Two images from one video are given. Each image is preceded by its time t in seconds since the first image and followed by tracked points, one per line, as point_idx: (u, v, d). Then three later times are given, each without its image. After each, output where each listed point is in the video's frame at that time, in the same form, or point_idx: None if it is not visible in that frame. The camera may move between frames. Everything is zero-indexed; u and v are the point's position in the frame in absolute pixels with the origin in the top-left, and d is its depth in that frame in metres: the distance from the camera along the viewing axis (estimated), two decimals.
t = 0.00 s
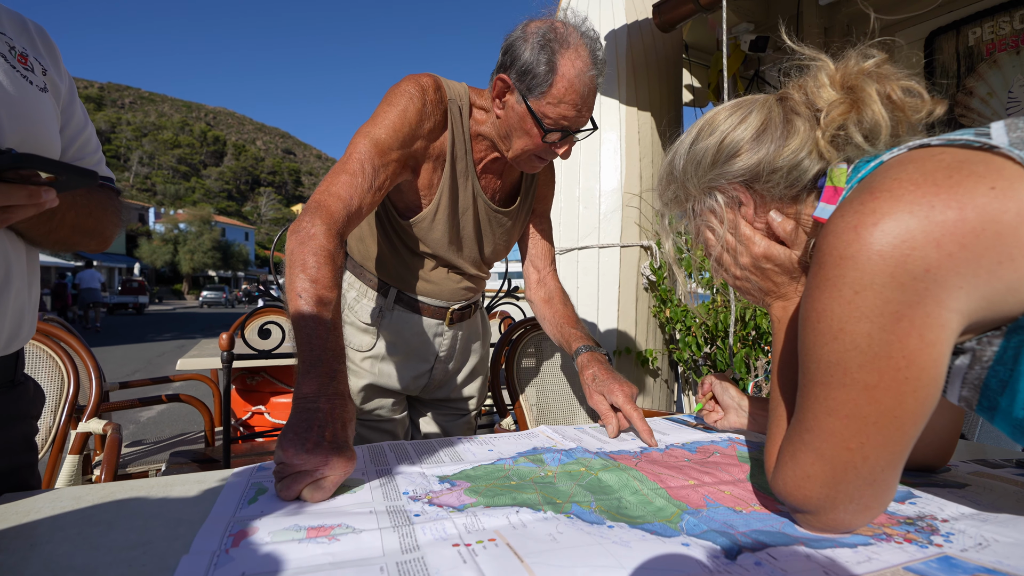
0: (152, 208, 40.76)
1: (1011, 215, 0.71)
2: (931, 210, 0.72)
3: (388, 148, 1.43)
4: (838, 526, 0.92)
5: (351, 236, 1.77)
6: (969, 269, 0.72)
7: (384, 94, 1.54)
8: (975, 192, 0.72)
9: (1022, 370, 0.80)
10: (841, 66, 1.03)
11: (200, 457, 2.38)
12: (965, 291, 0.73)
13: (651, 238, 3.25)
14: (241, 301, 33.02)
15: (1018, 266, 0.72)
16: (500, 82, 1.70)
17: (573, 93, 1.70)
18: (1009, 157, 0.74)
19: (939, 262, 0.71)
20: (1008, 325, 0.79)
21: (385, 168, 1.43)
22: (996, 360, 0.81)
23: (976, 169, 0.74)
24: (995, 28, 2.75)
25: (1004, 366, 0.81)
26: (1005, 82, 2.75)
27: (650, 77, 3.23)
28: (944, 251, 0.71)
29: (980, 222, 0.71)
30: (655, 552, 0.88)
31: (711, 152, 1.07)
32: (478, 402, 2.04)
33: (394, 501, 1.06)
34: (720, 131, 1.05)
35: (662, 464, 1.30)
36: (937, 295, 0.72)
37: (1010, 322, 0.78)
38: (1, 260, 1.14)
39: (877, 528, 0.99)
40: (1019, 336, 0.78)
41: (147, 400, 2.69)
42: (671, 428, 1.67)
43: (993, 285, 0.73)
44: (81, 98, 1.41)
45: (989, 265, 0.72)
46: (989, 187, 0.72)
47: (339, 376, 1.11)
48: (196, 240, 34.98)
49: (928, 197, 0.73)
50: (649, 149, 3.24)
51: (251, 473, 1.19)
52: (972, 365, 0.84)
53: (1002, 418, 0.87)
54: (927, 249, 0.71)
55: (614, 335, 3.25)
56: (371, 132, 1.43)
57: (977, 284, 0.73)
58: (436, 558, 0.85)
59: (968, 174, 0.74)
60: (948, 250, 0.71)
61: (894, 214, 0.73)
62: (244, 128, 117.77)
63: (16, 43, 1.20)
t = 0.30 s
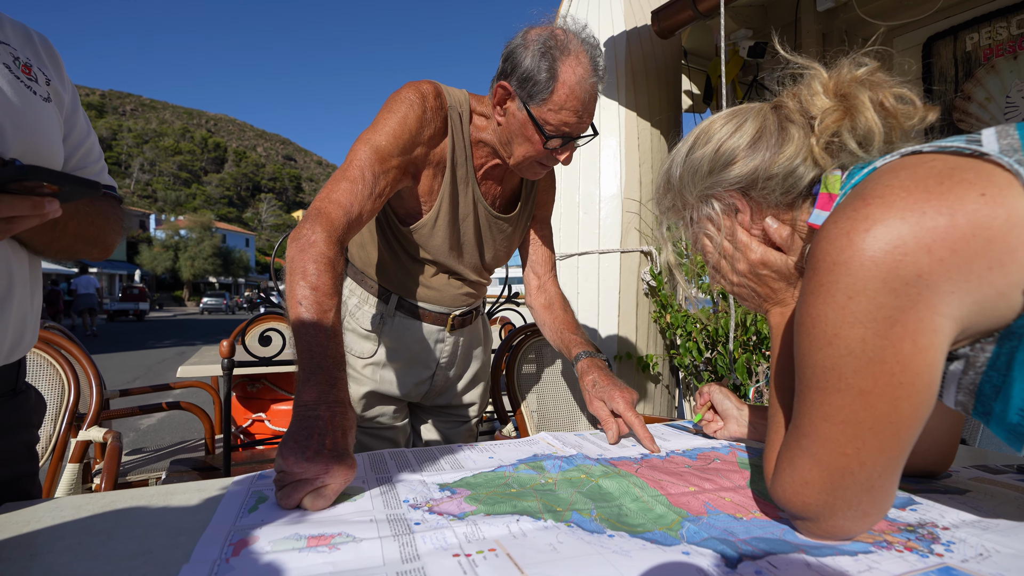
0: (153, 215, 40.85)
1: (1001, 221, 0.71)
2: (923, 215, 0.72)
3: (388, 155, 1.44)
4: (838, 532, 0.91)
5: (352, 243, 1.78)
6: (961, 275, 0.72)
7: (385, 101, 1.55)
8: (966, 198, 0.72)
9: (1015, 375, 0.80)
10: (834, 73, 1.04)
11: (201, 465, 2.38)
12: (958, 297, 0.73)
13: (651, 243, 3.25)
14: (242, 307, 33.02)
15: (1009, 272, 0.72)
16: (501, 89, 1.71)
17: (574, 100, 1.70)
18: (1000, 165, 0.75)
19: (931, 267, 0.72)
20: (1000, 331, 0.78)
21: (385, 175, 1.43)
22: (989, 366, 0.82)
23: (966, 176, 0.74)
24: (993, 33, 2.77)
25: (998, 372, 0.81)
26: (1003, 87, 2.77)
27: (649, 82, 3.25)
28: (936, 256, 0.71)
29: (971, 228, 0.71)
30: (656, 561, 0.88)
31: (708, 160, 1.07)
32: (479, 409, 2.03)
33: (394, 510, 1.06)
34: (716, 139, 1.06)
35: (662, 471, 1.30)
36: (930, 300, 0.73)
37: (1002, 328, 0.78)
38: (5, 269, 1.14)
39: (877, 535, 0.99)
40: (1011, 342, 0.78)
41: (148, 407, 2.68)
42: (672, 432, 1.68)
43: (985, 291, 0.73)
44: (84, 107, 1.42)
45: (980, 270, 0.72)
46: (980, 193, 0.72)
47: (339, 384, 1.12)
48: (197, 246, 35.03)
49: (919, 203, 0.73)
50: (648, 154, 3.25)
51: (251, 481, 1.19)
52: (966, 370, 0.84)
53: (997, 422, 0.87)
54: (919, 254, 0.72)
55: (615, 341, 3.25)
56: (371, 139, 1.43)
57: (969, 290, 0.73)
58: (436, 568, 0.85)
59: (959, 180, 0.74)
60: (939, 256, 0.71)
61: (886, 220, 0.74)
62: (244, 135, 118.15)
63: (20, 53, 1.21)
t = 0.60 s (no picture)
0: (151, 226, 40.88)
1: (982, 238, 0.74)
2: (908, 233, 0.74)
3: (388, 170, 1.46)
4: (833, 545, 0.92)
5: (352, 256, 1.79)
6: (946, 290, 0.74)
7: (386, 117, 1.57)
8: (949, 216, 0.74)
9: (1002, 389, 0.82)
10: (823, 92, 1.07)
11: (199, 478, 2.38)
12: (943, 312, 0.75)
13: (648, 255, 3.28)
14: (240, 318, 32.98)
15: (992, 287, 0.74)
16: (501, 105, 1.74)
17: (572, 116, 1.73)
18: (981, 183, 0.77)
19: (917, 283, 0.73)
20: (986, 346, 0.80)
21: (385, 190, 1.45)
22: (976, 380, 0.83)
23: (949, 194, 0.76)
24: (982, 48, 2.82)
25: (984, 386, 0.83)
26: (993, 100, 2.82)
27: (646, 96, 3.29)
28: (921, 273, 0.73)
29: (954, 245, 0.73)
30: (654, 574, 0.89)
31: (700, 176, 1.09)
32: (478, 421, 2.04)
33: (394, 523, 1.06)
34: (708, 156, 1.08)
35: (660, 483, 1.31)
36: (917, 315, 0.74)
37: (987, 342, 0.80)
38: (9, 287, 1.17)
39: (873, 547, 0.99)
40: (996, 356, 0.80)
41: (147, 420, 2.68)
42: (673, 445, 1.68)
43: (969, 306, 0.75)
44: (89, 124, 1.44)
45: (964, 286, 0.74)
46: (962, 211, 0.75)
47: (340, 398, 1.13)
48: (195, 258, 35.04)
49: (904, 221, 0.75)
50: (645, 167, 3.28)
51: (251, 495, 1.20)
52: (955, 384, 0.86)
53: (986, 435, 0.89)
54: (904, 271, 0.73)
55: (613, 352, 3.27)
56: (371, 155, 1.45)
57: (953, 305, 0.75)
58: None
59: (942, 199, 0.76)
60: (924, 272, 0.73)
61: (872, 237, 0.75)
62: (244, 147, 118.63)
63: (27, 73, 1.23)
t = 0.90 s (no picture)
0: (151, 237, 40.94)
1: (973, 251, 0.74)
2: (900, 245, 0.75)
3: (389, 182, 1.47)
4: (832, 556, 0.92)
5: (352, 268, 1.80)
6: (939, 302, 0.74)
7: (386, 130, 1.58)
8: (941, 229, 0.75)
9: (996, 400, 0.82)
10: (817, 106, 1.08)
11: (196, 491, 2.37)
12: (936, 323, 0.75)
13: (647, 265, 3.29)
14: (238, 329, 32.93)
15: (984, 299, 0.75)
16: (502, 119, 1.75)
17: (574, 129, 1.75)
18: (971, 197, 0.78)
19: (909, 295, 0.74)
20: (980, 357, 0.81)
21: (386, 203, 1.46)
22: (971, 391, 0.84)
23: (941, 207, 0.77)
24: (975, 60, 2.84)
25: (979, 397, 0.83)
26: (987, 112, 2.85)
27: (644, 107, 3.32)
28: (914, 284, 0.74)
29: (946, 257, 0.74)
30: None
31: (696, 188, 1.10)
32: (477, 432, 2.04)
33: (393, 535, 1.06)
34: (704, 168, 1.09)
35: (660, 494, 1.30)
36: (910, 327, 0.75)
37: (980, 353, 0.80)
38: (11, 300, 1.17)
39: (873, 558, 0.99)
40: (990, 367, 0.80)
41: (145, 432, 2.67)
42: (672, 456, 1.68)
43: (962, 317, 0.76)
44: (92, 140, 1.46)
45: (957, 297, 0.75)
46: (953, 224, 0.75)
47: (339, 409, 1.13)
48: (195, 268, 35.05)
49: (896, 234, 0.76)
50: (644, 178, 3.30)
51: (250, 508, 1.19)
52: (950, 396, 0.86)
53: (982, 445, 0.89)
54: (896, 283, 0.74)
55: (613, 362, 3.26)
56: (372, 167, 1.46)
57: (947, 316, 0.75)
58: None
59: (934, 212, 0.77)
60: (917, 284, 0.74)
61: (865, 249, 0.76)
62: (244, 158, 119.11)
63: (32, 91, 1.26)
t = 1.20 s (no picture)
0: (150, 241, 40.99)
1: (971, 254, 0.75)
2: (898, 249, 0.75)
3: (388, 187, 1.47)
4: (832, 561, 0.92)
5: (351, 272, 1.80)
6: (938, 306, 0.75)
7: (386, 135, 1.59)
8: (939, 233, 0.75)
9: (996, 404, 0.82)
10: (814, 111, 1.09)
11: (195, 495, 2.36)
12: (935, 327, 0.75)
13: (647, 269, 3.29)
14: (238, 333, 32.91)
15: (982, 303, 0.75)
16: (502, 123, 1.76)
17: (573, 133, 1.75)
18: (969, 201, 0.78)
19: (908, 299, 0.74)
20: (979, 361, 0.81)
21: (386, 207, 1.46)
22: (970, 395, 0.84)
23: (939, 211, 0.77)
24: (972, 65, 2.86)
25: (979, 400, 0.83)
26: (985, 116, 2.86)
27: (643, 112, 3.33)
28: (912, 288, 0.74)
29: (944, 261, 0.74)
30: None
31: (695, 193, 1.11)
32: (477, 436, 2.03)
33: (392, 540, 1.06)
34: (702, 172, 1.09)
35: (660, 499, 1.30)
36: (909, 331, 0.75)
37: (979, 357, 0.80)
38: (12, 305, 1.17)
39: (874, 562, 0.99)
40: (990, 371, 0.80)
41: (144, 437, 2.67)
42: (673, 460, 1.68)
43: (961, 320, 0.76)
44: (94, 145, 1.46)
45: (955, 301, 0.75)
46: (951, 228, 0.76)
47: (338, 414, 1.13)
48: (194, 273, 35.05)
49: (894, 238, 0.76)
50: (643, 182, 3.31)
51: (249, 512, 1.19)
52: (949, 399, 0.86)
53: (982, 448, 0.89)
54: (895, 286, 0.74)
55: (612, 365, 3.27)
56: (372, 172, 1.47)
57: (945, 320, 0.75)
58: None
59: (932, 216, 0.77)
60: (915, 288, 0.74)
61: (864, 253, 0.76)
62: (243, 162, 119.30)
63: (34, 96, 1.27)
